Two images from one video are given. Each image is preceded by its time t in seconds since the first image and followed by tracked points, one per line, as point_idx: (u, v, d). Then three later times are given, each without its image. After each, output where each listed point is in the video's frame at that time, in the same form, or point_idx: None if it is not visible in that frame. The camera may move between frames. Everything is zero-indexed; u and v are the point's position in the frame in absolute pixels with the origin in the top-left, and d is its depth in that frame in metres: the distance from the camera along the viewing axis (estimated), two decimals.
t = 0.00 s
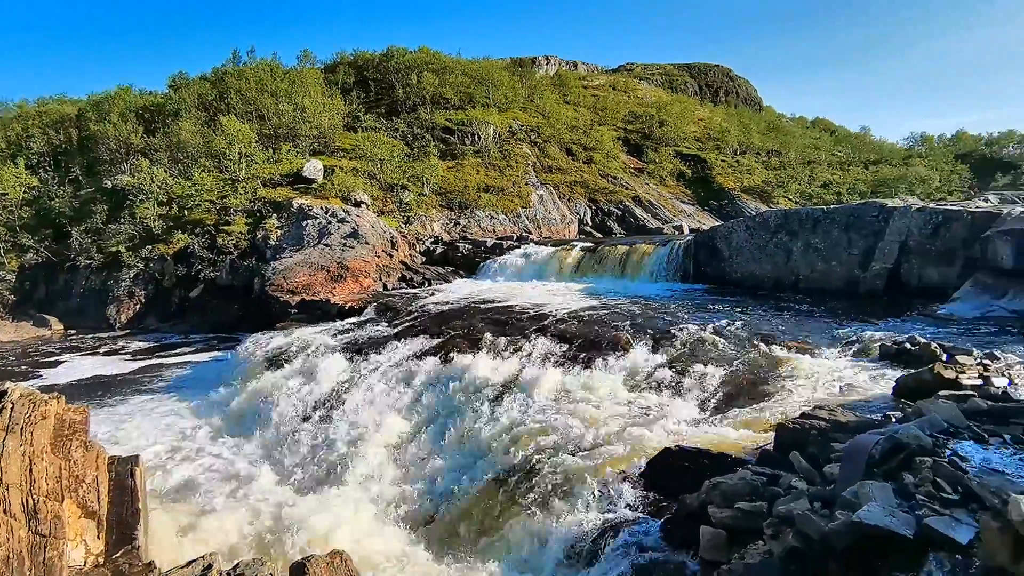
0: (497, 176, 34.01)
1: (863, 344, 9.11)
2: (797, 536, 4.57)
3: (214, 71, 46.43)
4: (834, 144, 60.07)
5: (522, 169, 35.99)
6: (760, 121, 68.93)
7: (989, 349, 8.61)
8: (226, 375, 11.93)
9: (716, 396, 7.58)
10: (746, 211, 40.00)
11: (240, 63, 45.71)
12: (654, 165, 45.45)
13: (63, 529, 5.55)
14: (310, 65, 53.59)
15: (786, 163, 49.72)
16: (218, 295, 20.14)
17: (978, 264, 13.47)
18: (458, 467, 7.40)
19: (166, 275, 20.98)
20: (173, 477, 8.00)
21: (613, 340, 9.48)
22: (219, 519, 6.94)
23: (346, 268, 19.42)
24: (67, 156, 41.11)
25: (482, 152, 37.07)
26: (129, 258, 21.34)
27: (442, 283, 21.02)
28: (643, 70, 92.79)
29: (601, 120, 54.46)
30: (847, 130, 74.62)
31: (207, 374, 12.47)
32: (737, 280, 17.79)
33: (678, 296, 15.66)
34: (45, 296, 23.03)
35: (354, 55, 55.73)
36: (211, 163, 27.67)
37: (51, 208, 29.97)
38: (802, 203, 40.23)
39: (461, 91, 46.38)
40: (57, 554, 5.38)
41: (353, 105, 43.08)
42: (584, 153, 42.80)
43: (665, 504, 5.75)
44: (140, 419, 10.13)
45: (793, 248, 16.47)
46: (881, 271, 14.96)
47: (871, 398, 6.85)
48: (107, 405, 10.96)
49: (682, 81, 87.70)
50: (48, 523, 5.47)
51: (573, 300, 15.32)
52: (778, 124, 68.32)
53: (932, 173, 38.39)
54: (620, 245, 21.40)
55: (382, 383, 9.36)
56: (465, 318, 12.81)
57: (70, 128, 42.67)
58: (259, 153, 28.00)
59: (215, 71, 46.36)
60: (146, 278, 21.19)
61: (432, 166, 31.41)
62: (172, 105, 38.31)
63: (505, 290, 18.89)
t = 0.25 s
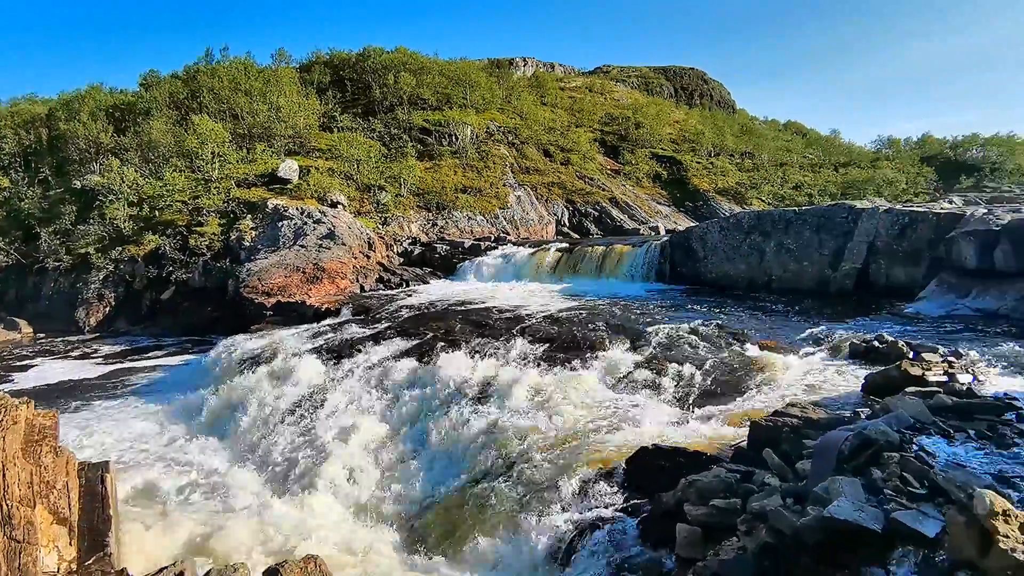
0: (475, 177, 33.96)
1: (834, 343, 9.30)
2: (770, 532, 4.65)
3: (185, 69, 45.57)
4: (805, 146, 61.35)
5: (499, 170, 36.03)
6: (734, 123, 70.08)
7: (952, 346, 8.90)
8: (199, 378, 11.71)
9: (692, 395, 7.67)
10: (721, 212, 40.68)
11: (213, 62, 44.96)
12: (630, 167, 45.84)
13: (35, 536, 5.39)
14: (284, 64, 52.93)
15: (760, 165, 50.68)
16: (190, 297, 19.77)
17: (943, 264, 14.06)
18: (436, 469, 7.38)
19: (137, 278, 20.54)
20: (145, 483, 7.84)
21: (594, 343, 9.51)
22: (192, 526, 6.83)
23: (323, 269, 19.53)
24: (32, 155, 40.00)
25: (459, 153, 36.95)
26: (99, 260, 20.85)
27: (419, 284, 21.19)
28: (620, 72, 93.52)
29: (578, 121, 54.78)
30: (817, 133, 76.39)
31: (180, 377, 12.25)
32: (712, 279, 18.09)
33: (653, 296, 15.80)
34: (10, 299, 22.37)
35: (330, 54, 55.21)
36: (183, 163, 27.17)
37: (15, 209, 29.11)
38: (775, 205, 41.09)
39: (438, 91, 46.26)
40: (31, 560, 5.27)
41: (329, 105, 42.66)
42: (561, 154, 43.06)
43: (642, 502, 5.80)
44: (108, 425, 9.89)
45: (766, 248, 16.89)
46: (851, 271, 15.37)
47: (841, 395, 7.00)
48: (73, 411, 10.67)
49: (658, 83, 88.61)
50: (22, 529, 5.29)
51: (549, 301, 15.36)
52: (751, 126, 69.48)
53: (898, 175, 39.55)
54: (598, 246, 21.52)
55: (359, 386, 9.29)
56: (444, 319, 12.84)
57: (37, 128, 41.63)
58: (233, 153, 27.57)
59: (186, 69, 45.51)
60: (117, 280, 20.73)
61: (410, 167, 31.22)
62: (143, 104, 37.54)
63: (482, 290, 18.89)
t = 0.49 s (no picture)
0: (444, 179, 33.84)
1: (796, 341, 9.55)
2: (734, 527, 4.74)
3: (143, 67, 44.32)
4: (767, 149, 62.96)
5: (469, 171, 36.08)
6: (699, 126, 71.61)
7: (904, 343, 9.27)
8: (162, 384, 11.42)
9: (659, 392, 7.82)
10: (688, 214, 41.54)
11: (173, 60, 43.87)
12: (599, 168, 46.34)
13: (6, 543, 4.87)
14: (247, 63, 51.94)
15: (724, 168, 51.91)
16: (151, 301, 19.28)
17: (898, 264, 14.79)
18: (408, 472, 7.35)
19: (96, 281, 19.92)
20: (106, 491, 7.62)
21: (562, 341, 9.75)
22: (158, 535, 6.66)
23: (290, 271, 19.21)
24: None
25: (429, 155, 36.75)
26: (56, 263, 20.15)
27: (388, 286, 21.18)
28: (588, 75, 94.34)
29: (547, 123, 55.17)
30: (779, 136, 78.56)
31: (142, 383, 11.92)
32: (679, 280, 18.87)
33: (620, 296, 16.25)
34: None
35: (295, 53, 54.35)
36: (144, 163, 26.44)
37: None
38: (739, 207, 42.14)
39: (407, 92, 46.07)
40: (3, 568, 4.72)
41: (295, 103, 41.93)
42: (531, 155, 43.35)
43: (611, 500, 5.87)
44: (64, 433, 9.56)
45: (731, 250, 17.67)
46: (811, 271, 16.13)
47: (803, 392, 7.18)
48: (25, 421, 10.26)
49: (626, 86, 89.76)
50: None
51: (518, 303, 15.41)
52: (715, 129, 70.95)
53: (856, 178, 41.02)
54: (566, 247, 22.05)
55: (328, 389, 9.18)
56: (413, 321, 12.89)
57: None
58: (196, 152, 26.94)
59: (145, 67, 44.24)
60: (76, 283, 20.07)
61: (378, 168, 31.03)
62: (101, 103, 36.49)
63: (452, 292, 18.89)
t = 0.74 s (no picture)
0: (414, 180, 33.71)
1: (760, 339, 9.76)
2: (702, 523, 4.82)
3: (101, 65, 43.01)
4: (732, 152, 64.43)
5: (439, 172, 36.05)
6: (666, 128, 72.85)
7: (860, 340, 9.60)
8: (123, 390, 11.10)
9: (627, 393, 7.93)
10: (656, 215, 42.25)
11: (132, 59, 42.71)
12: (569, 170, 46.74)
13: None
14: (210, 61, 50.85)
15: (691, 170, 52.93)
16: (111, 305, 18.84)
17: (856, 264, 15.41)
18: (379, 474, 7.29)
19: (54, 284, 19.27)
20: (65, 503, 7.38)
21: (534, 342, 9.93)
22: (122, 546, 6.49)
23: (256, 274, 19.05)
24: None
25: (399, 155, 36.59)
26: (12, 266, 19.43)
27: (359, 289, 20.89)
28: (558, 77, 95.01)
29: (517, 125, 55.45)
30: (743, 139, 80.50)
31: (102, 389, 11.56)
32: (648, 280, 19.56)
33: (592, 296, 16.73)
34: None
35: (261, 53, 53.48)
36: (103, 163, 25.68)
37: None
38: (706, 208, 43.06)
39: (376, 92, 45.83)
40: None
41: (261, 103, 41.22)
42: (501, 157, 43.57)
43: (582, 500, 5.92)
44: (17, 444, 9.21)
45: (698, 250, 18.43)
46: (774, 270, 16.76)
47: (767, 390, 7.34)
48: None
49: (595, 88, 90.61)
50: None
51: (487, 304, 15.43)
52: (682, 132, 72.24)
53: (816, 181, 42.37)
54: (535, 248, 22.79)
55: (296, 394, 9.05)
56: (383, 323, 12.95)
57: None
58: (157, 153, 26.28)
59: (102, 65, 42.94)
60: (33, 287, 19.36)
61: (346, 170, 30.71)
62: (57, 102, 35.38)
63: (422, 294, 18.86)
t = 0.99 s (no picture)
0: (386, 181, 33.55)
1: (727, 339, 9.99)
2: (673, 520, 4.89)
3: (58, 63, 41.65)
4: (701, 154, 65.70)
5: (410, 173, 35.97)
6: (636, 131, 73.95)
7: (823, 337, 9.91)
8: (84, 396, 10.77)
9: (599, 392, 8.02)
10: (627, 216, 42.89)
11: (92, 58, 41.53)
12: (541, 171, 47.08)
13: None
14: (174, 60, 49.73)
15: (661, 172, 53.78)
16: (72, 309, 18.13)
17: (820, 263, 15.90)
18: (352, 479, 7.22)
19: (13, 288, 18.60)
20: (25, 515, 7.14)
21: (506, 345, 10.10)
22: (87, 558, 6.31)
23: (223, 276, 18.81)
24: None
25: (369, 156, 36.03)
26: None
27: (329, 291, 20.72)
28: (529, 79, 95.36)
29: (489, 126, 55.57)
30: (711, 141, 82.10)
31: (64, 395, 11.20)
32: (619, 280, 19.84)
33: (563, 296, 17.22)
34: None
35: (227, 51, 52.62)
36: (63, 163, 24.91)
37: None
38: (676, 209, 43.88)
39: (346, 93, 45.48)
40: None
41: (228, 103, 40.51)
42: (473, 159, 43.75)
43: (555, 499, 5.96)
44: None
45: (668, 250, 18.70)
46: (742, 270, 17.11)
47: (735, 387, 7.49)
48: None
49: (566, 91, 91.31)
50: None
51: (459, 306, 15.45)
52: (652, 134, 73.35)
53: (781, 182, 43.55)
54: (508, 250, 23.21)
55: (264, 398, 8.93)
56: (354, 326, 13.05)
57: None
58: (120, 153, 25.59)
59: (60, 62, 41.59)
60: None
61: (316, 171, 30.25)
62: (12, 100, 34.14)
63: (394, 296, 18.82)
